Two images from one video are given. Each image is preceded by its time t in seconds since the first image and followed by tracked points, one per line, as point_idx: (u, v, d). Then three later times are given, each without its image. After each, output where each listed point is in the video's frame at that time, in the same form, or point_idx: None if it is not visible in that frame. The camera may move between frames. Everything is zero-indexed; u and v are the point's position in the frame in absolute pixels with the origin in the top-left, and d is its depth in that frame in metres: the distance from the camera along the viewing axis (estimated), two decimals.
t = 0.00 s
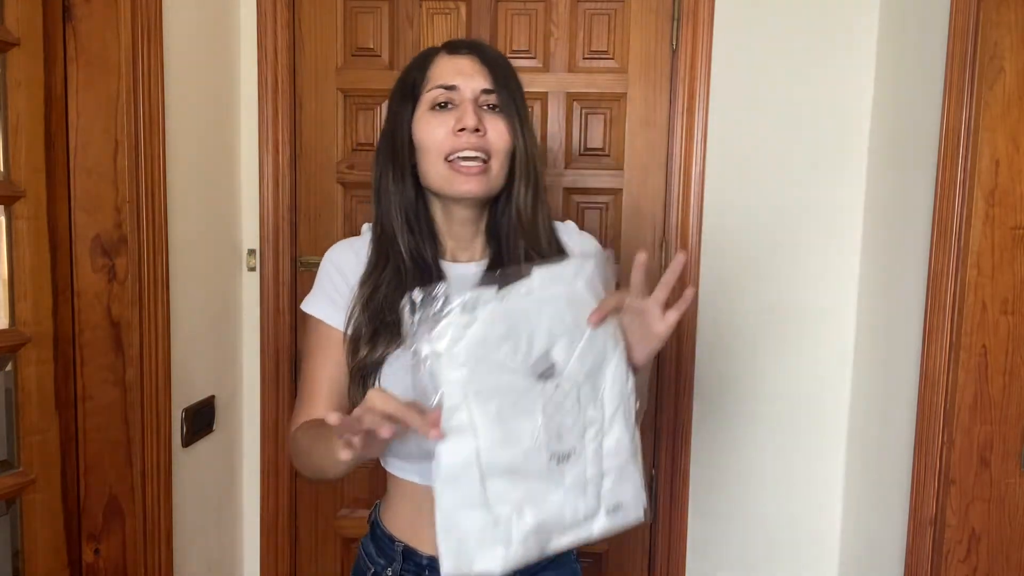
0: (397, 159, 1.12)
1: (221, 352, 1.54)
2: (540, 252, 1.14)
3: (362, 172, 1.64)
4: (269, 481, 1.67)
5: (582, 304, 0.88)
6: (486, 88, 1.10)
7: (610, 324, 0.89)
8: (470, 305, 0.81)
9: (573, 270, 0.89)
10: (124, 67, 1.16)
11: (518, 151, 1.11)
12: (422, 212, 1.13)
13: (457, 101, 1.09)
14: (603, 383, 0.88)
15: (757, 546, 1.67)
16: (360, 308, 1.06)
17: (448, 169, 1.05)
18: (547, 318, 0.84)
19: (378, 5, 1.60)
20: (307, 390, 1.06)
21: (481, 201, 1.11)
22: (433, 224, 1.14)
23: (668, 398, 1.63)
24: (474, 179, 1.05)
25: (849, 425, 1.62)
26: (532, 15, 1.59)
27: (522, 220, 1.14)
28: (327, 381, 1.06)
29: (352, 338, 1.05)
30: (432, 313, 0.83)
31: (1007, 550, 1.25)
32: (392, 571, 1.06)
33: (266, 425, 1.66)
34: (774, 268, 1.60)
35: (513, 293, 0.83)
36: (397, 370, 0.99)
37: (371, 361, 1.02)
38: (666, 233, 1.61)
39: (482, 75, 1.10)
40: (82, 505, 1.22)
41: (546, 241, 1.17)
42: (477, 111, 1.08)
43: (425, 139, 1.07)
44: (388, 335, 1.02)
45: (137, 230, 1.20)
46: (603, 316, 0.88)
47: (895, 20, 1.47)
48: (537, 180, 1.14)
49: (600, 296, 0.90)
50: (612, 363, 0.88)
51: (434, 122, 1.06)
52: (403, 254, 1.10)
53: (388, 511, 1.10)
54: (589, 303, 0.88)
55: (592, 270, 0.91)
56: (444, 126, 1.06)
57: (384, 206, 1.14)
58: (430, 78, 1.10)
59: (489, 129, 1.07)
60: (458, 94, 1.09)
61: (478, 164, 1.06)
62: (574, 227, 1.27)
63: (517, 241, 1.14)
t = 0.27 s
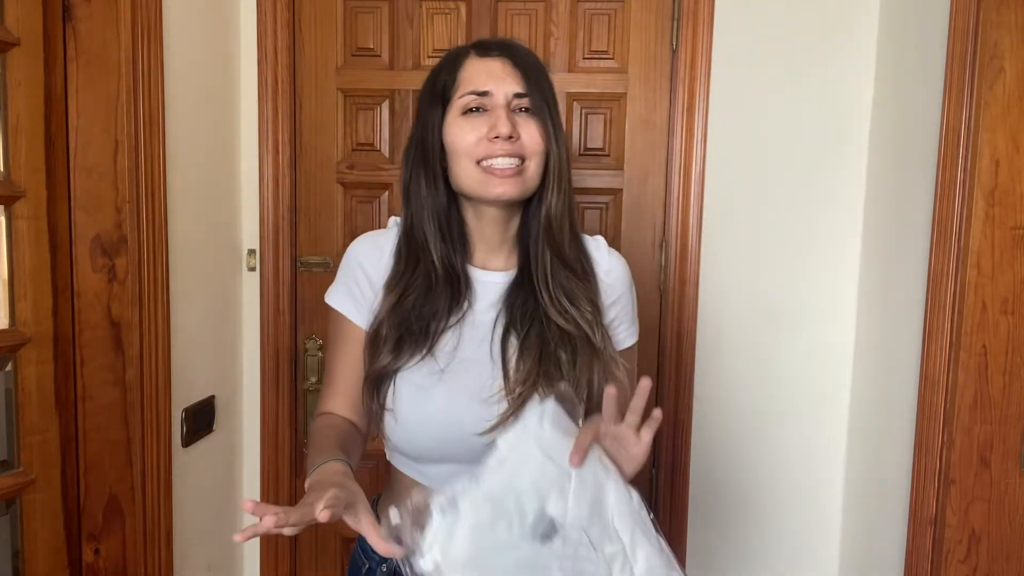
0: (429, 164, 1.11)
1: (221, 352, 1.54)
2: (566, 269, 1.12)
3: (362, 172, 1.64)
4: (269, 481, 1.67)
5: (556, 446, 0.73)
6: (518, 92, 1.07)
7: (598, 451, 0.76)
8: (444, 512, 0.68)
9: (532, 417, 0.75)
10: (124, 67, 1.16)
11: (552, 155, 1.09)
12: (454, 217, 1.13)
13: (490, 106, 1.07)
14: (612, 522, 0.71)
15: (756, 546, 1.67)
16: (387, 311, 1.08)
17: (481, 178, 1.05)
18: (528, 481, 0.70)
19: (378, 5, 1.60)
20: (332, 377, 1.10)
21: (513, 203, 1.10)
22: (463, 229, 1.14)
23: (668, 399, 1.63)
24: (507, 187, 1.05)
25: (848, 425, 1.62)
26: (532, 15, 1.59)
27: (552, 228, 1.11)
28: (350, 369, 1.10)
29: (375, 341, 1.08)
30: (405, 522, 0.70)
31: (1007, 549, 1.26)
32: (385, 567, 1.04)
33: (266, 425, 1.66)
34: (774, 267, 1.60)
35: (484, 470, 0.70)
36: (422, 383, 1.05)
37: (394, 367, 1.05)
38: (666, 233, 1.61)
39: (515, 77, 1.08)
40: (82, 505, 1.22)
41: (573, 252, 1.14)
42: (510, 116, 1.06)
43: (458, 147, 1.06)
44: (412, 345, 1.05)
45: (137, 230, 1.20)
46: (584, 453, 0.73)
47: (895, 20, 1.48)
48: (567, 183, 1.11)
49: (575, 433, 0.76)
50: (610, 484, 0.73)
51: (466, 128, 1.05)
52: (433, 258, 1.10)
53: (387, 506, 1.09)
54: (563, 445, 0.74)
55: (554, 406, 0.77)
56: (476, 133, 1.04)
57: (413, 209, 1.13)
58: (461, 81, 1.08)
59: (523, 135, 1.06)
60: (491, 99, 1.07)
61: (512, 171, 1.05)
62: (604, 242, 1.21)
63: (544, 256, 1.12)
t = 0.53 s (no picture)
0: (444, 165, 1.11)
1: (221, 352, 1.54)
2: (579, 274, 1.13)
3: (361, 172, 1.64)
4: (270, 481, 1.68)
5: (585, 494, 0.83)
6: (533, 96, 1.06)
7: (624, 489, 0.86)
8: None
9: (560, 470, 0.84)
10: (124, 67, 1.16)
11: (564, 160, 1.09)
12: (467, 218, 1.13)
13: (505, 108, 1.06)
14: (640, 546, 0.84)
15: (756, 546, 1.67)
16: (400, 314, 1.07)
17: (495, 181, 1.05)
18: (567, 537, 0.81)
19: (378, 5, 1.60)
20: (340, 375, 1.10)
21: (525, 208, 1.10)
22: (476, 231, 1.14)
23: (668, 399, 1.63)
24: (520, 192, 1.05)
25: (848, 425, 1.62)
26: (532, 15, 1.59)
27: (565, 232, 1.12)
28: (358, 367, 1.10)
29: (387, 344, 1.07)
30: None
31: (1007, 549, 1.26)
32: (385, 564, 1.05)
33: (266, 425, 1.66)
34: (774, 267, 1.60)
35: (526, 540, 0.83)
36: (434, 386, 1.04)
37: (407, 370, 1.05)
38: (666, 233, 1.61)
39: (531, 80, 1.07)
40: (82, 505, 1.22)
41: (586, 257, 1.14)
42: (525, 120, 1.06)
43: (472, 149, 1.05)
44: (426, 348, 1.05)
45: (137, 230, 1.20)
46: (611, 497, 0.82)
47: (895, 20, 1.47)
48: (581, 185, 1.11)
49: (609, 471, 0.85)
50: (636, 515, 0.85)
51: (481, 131, 1.04)
52: (447, 260, 1.10)
53: (390, 505, 1.11)
54: (590, 490, 0.84)
55: (577, 454, 0.86)
56: (491, 136, 1.04)
57: (426, 209, 1.12)
58: (476, 83, 1.07)
59: (536, 140, 1.06)
60: (506, 102, 1.06)
61: (524, 176, 1.05)
62: (615, 246, 1.21)
63: (558, 260, 1.12)
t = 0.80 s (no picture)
0: (446, 158, 1.12)
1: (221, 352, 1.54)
2: (579, 273, 1.13)
3: (361, 172, 1.64)
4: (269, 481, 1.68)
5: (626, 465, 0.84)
6: (536, 91, 1.07)
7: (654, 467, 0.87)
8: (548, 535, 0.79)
9: (608, 436, 0.84)
10: (124, 67, 1.16)
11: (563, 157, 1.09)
12: (467, 213, 1.14)
13: (508, 102, 1.07)
14: (664, 525, 0.85)
15: (756, 545, 1.67)
16: (396, 307, 1.08)
17: (494, 173, 1.05)
18: (611, 502, 0.80)
19: (378, 5, 1.60)
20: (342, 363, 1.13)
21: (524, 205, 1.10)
22: (475, 225, 1.14)
23: (668, 398, 1.63)
24: (517, 185, 1.05)
25: (848, 425, 1.62)
26: (532, 15, 1.59)
27: (565, 230, 1.13)
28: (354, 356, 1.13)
29: (383, 336, 1.08)
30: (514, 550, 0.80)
31: (1007, 549, 1.26)
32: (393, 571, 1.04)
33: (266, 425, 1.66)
34: (774, 267, 1.60)
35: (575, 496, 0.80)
36: (431, 376, 1.03)
37: (404, 361, 1.04)
38: (666, 233, 1.61)
39: (534, 76, 1.08)
40: (82, 505, 1.22)
41: (586, 257, 1.15)
42: (527, 114, 1.07)
43: (473, 141, 1.06)
44: (420, 340, 1.05)
45: (137, 230, 1.20)
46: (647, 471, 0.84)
47: (895, 20, 1.47)
48: (581, 185, 1.12)
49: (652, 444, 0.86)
50: (664, 494, 0.86)
51: (483, 123, 1.05)
52: (447, 253, 1.11)
53: (394, 510, 1.09)
54: (629, 460, 0.84)
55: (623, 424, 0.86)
56: (493, 129, 1.04)
57: (427, 201, 1.13)
58: (482, 76, 1.08)
59: (537, 135, 1.06)
60: (510, 96, 1.07)
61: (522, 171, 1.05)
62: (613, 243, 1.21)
63: (558, 258, 1.12)
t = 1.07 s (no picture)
0: (442, 161, 1.12)
1: (221, 351, 1.54)
2: (569, 270, 1.12)
3: (361, 172, 1.64)
4: (269, 481, 1.68)
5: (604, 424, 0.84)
6: (535, 104, 1.07)
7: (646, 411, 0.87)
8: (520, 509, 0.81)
9: (577, 401, 0.85)
10: (124, 67, 1.16)
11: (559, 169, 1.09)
12: (461, 211, 1.14)
13: (506, 113, 1.07)
14: (664, 468, 0.84)
15: (756, 546, 1.67)
16: (388, 301, 1.12)
17: (488, 183, 1.06)
18: (585, 467, 0.81)
19: (378, 5, 1.60)
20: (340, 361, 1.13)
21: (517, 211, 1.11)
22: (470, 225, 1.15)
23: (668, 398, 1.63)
24: (512, 196, 1.05)
25: (849, 425, 1.62)
26: (532, 15, 1.59)
27: (557, 241, 1.12)
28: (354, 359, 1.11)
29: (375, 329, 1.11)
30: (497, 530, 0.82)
31: (1007, 549, 1.26)
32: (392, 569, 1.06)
33: (266, 425, 1.66)
34: (774, 268, 1.60)
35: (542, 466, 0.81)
36: (417, 366, 1.05)
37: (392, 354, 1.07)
38: (666, 233, 1.61)
39: (535, 88, 1.07)
40: (82, 505, 1.22)
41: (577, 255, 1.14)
42: (525, 127, 1.06)
43: (470, 149, 1.06)
44: (407, 331, 1.08)
45: (137, 229, 1.20)
46: (628, 426, 0.83)
47: (895, 20, 1.47)
48: (575, 199, 1.13)
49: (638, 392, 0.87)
50: (659, 434, 0.85)
51: (480, 133, 1.05)
52: (440, 251, 1.12)
53: (395, 509, 1.10)
54: (607, 422, 0.84)
55: (596, 387, 0.86)
56: (490, 139, 1.04)
57: (423, 206, 1.14)
58: (482, 85, 1.08)
59: (535, 148, 1.06)
60: (508, 107, 1.07)
61: (519, 184, 1.05)
62: (604, 239, 1.21)
63: (547, 256, 1.12)
